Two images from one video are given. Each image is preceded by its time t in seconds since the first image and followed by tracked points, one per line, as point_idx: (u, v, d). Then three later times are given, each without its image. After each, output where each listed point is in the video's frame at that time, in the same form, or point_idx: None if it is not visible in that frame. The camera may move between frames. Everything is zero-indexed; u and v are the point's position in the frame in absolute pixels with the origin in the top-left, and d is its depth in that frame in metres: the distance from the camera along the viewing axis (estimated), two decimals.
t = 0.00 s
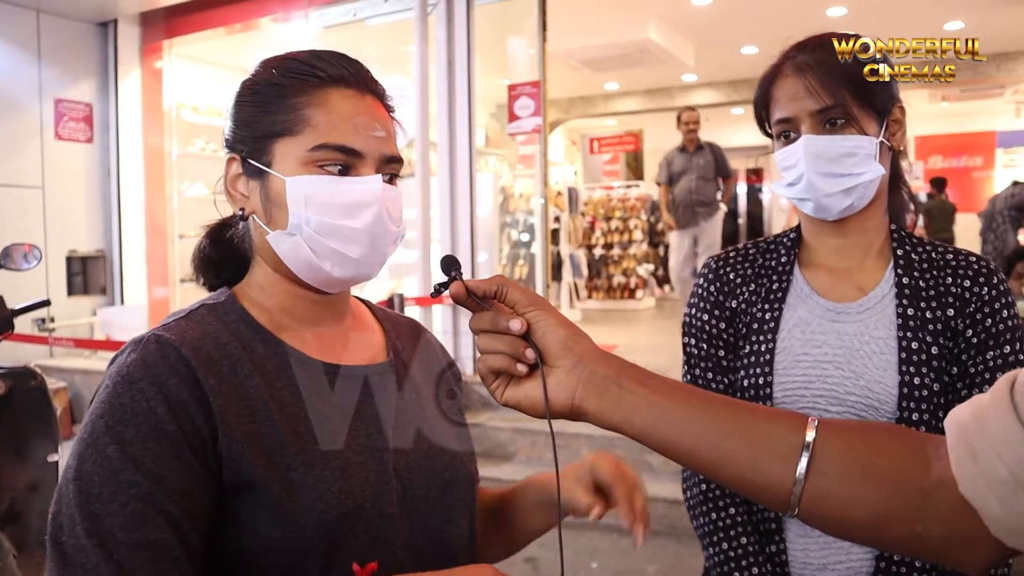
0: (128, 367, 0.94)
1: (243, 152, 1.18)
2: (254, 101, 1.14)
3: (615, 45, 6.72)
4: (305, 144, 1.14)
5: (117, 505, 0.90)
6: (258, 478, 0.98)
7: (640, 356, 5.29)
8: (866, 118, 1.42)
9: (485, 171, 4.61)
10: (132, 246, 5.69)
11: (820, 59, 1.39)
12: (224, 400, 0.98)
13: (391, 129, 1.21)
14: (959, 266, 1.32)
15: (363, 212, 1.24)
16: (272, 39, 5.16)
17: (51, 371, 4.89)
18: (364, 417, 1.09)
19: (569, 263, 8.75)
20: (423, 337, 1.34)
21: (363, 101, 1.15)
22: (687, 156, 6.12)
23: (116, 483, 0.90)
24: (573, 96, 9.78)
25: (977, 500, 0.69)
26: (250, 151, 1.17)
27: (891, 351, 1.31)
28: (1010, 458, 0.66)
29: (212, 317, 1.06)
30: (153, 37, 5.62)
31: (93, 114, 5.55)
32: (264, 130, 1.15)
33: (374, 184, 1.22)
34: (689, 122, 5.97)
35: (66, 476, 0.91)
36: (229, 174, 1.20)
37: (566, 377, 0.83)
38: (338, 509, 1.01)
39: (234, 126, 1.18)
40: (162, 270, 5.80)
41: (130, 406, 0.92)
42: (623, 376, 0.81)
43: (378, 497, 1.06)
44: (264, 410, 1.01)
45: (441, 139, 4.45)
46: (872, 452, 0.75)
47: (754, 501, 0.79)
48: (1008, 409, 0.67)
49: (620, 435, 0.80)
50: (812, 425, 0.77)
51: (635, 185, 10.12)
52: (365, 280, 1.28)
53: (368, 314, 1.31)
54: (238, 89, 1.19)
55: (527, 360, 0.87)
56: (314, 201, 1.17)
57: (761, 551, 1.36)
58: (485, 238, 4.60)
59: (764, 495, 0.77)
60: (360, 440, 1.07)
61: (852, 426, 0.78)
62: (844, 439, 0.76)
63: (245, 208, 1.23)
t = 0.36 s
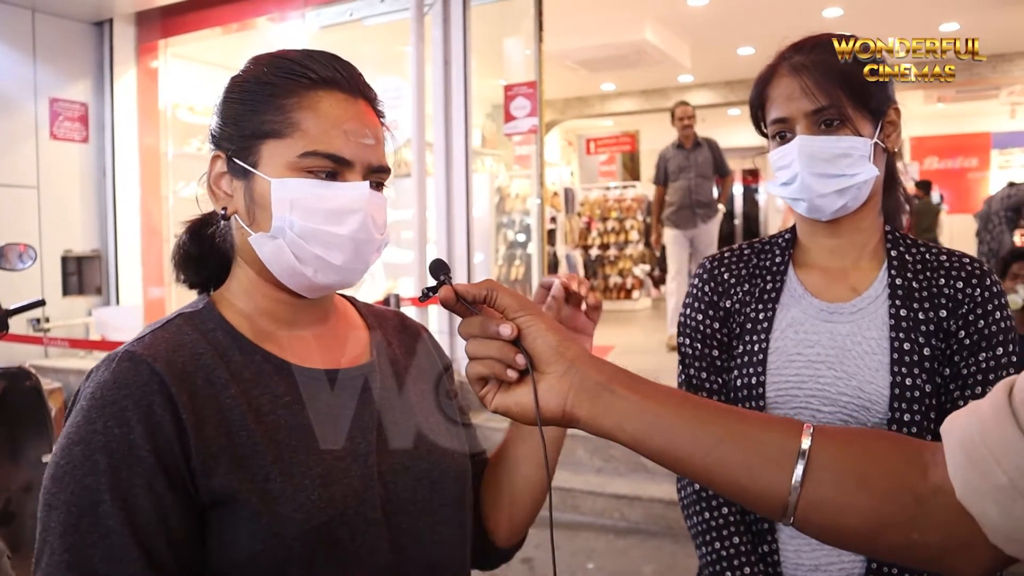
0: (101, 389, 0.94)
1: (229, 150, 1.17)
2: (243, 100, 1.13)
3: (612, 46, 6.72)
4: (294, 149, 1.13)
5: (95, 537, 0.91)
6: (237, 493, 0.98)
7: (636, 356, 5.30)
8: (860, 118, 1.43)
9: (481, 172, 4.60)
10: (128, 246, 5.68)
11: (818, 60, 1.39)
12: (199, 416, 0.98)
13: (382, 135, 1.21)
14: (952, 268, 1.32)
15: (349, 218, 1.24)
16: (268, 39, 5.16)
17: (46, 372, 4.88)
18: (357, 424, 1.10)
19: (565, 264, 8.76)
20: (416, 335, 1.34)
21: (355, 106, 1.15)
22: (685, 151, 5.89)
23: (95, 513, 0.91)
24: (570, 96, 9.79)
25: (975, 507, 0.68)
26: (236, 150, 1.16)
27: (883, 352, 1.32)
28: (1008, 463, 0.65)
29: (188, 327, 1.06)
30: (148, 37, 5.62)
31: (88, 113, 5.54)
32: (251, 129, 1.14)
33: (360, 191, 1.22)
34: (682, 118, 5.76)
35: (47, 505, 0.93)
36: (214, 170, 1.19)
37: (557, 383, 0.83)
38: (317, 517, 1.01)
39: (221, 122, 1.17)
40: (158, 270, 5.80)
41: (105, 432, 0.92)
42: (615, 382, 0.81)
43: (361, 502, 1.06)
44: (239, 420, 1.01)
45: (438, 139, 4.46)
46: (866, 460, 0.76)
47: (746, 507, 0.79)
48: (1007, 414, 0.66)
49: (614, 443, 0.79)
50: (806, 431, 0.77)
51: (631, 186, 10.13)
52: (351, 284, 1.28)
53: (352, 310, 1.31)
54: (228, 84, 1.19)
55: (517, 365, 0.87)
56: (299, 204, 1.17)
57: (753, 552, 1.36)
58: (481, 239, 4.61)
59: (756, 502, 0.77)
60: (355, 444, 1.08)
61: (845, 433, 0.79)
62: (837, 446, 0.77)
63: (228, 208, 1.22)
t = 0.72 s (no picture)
0: (81, 395, 0.96)
1: (227, 145, 1.17)
2: (243, 94, 1.15)
3: (611, 46, 6.73)
4: (290, 144, 1.14)
5: (68, 537, 0.93)
6: (206, 500, 0.98)
7: (635, 356, 5.31)
8: (863, 119, 1.42)
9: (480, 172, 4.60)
10: (127, 246, 5.67)
11: (821, 59, 1.39)
12: (173, 423, 0.98)
13: (380, 136, 1.21)
14: (953, 268, 1.32)
15: (341, 217, 1.21)
16: (267, 39, 5.16)
17: (44, 372, 4.88)
18: (357, 430, 1.11)
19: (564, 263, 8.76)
20: (421, 334, 1.33)
21: (354, 106, 1.15)
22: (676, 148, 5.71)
23: (68, 515, 0.93)
24: (569, 97, 9.80)
25: (975, 506, 0.68)
26: (234, 145, 1.17)
27: (883, 352, 1.32)
28: (1009, 462, 0.65)
29: (177, 332, 1.07)
30: (147, 37, 5.62)
31: (87, 114, 5.54)
32: (249, 124, 1.15)
33: (357, 189, 1.21)
34: (671, 113, 5.56)
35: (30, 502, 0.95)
36: (212, 166, 1.19)
37: (555, 380, 0.83)
38: (287, 525, 1.01)
39: (222, 117, 1.19)
40: (157, 271, 5.80)
41: (79, 436, 0.94)
42: (613, 379, 0.81)
43: (337, 510, 1.05)
44: (213, 430, 1.01)
45: (437, 139, 4.44)
46: (865, 458, 0.76)
47: (746, 506, 0.79)
48: (1006, 413, 0.67)
49: (612, 440, 0.79)
50: (806, 430, 0.77)
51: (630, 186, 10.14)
52: (339, 285, 1.23)
53: (356, 309, 1.31)
54: (233, 81, 1.21)
55: (514, 361, 0.87)
56: (292, 200, 1.16)
57: (751, 552, 1.36)
58: (480, 239, 4.61)
59: (754, 501, 0.77)
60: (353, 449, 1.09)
61: (845, 432, 0.79)
62: (837, 444, 0.77)
63: (224, 203, 1.22)
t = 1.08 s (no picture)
0: (80, 394, 0.96)
1: (216, 147, 1.20)
2: (228, 97, 1.16)
3: (610, 46, 6.74)
4: (270, 135, 1.15)
5: (64, 537, 0.92)
6: (205, 503, 0.98)
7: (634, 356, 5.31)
8: (863, 121, 1.43)
9: (479, 172, 4.60)
10: (125, 247, 5.68)
11: (819, 61, 1.39)
12: (173, 424, 0.98)
13: (367, 123, 1.21)
14: (952, 269, 1.32)
15: (325, 202, 1.22)
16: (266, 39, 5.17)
17: (42, 372, 4.88)
18: (359, 430, 1.11)
19: (563, 264, 8.75)
20: (420, 337, 1.33)
21: (334, 94, 1.16)
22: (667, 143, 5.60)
23: (65, 513, 0.92)
24: (567, 97, 9.81)
25: (972, 505, 0.68)
26: (222, 145, 1.19)
27: (882, 352, 1.32)
28: (1006, 461, 0.65)
29: (178, 331, 1.08)
30: (146, 37, 5.62)
31: (85, 114, 5.55)
32: (235, 123, 1.16)
33: (341, 175, 1.21)
34: (662, 109, 5.46)
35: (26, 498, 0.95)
36: (206, 171, 1.23)
37: (551, 382, 0.83)
38: (287, 528, 1.01)
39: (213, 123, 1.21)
40: (155, 271, 5.80)
41: (79, 435, 0.93)
42: (611, 381, 0.81)
43: (335, 517, 1.04)
44: (213, 432, 1.01)
45: (435, 139, 4.41)
46: (863, 459, 0.76)
47: (746, 506, 0.79)
48: (1003, 412, 0.66)
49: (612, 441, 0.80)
50: (804, 429, 0.78)
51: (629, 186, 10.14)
52: (333, 275, 1.23)
53: (360, 313, 1.31)
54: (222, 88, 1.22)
55: (511, 363, 0.87)
56: (275, 190, 1.17)
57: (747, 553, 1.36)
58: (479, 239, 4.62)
59: (754, 502, 0.77)
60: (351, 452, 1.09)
61: (844, 432, 0.79)
62: (834, 444, 0.77)
63: (219, 205, 1.24)
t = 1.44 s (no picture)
0: (106, 379, 0.93)
1: (217, 150, 1.19)
2: (227, 99, 1.15)
3: (608, 47, 6.75)
4: (271, 139, 1.14)
5: (114, 525, 0.89)
6: (244, 486, 0.97)
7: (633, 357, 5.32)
8: (864, 123, 1.42)
9: (478, 173, 4.60)
10: (124, 248, 5.67)
11: (820, 62, 1.39)
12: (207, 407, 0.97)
13: (367, 124, 1.20)
14: (951, 270, 1.32)
15: (329, 207, 1.23)
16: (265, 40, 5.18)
17: (40, 372, 4.88)
18: (360, 427, 1.09)
19: (562, 265, 8.76)
20: (410, 347, 1.33)
21: (334, 97, 1.15)
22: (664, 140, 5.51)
23: (113, 503, 0.90)
24: (566, 98, 9.83)
25: (978, 498, 0.69)
26: (223, 148, 1.18)
27: (877, 352, 1.32)
28: (1011, 455, 0.66)
29: (194, 321, 1.06)
30: (145, 38, 5.61)
31: (84, 115, 5.55)
32: (236, 127, 1.15)
33: (342, 179, 1.21)
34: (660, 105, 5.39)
35: (54, 493, 0.90)
36: (207, 173, 1.22)
37: (558, 376, 0.83)
38: (325, 511, 1.01)
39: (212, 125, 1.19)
40: (154, 272, 5.80)
41: (114, 420, 0.91)
42: (617, 373, 0.81)
43: (361, 500, 1.04)
44: (245, 413, 1.00)
45: (434, 140, 4.50)
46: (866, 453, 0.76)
47: (751, 498, 0.79)
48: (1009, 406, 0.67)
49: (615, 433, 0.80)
50: (811, 423, 0.78)
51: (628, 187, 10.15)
52: (340, 276, 1.26)
53: (350, 315, 1.31)
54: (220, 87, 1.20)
55: (518, 357, 0.86)
56: (280, 197, 1.18)
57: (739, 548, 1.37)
58: (478, 240, 4.62)
59: (760, 493, 0.77)
60: (354, 444, 1.07)
61: (848, 426, 0.79)
62: (841, 437, 0.77)
63: (221, 207, 1.24)
